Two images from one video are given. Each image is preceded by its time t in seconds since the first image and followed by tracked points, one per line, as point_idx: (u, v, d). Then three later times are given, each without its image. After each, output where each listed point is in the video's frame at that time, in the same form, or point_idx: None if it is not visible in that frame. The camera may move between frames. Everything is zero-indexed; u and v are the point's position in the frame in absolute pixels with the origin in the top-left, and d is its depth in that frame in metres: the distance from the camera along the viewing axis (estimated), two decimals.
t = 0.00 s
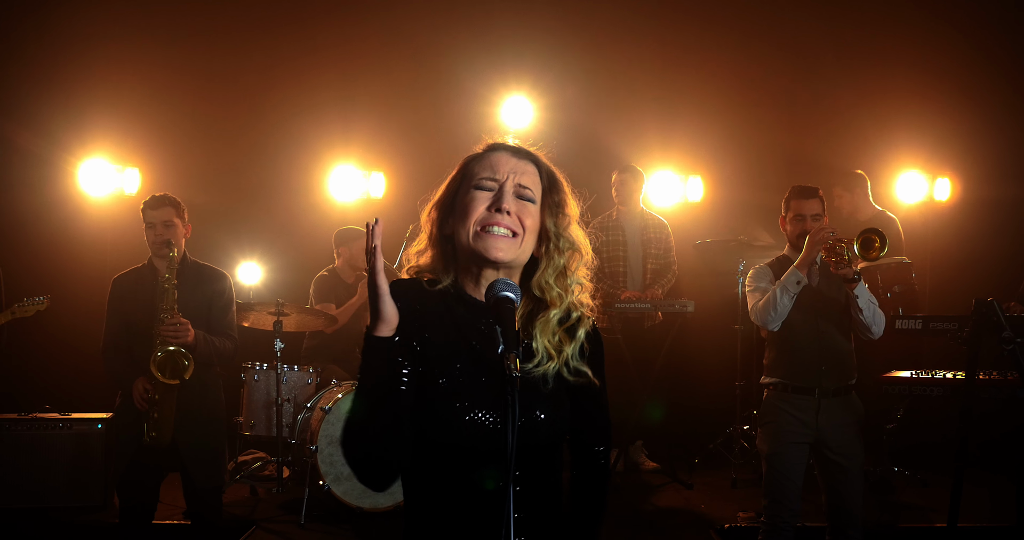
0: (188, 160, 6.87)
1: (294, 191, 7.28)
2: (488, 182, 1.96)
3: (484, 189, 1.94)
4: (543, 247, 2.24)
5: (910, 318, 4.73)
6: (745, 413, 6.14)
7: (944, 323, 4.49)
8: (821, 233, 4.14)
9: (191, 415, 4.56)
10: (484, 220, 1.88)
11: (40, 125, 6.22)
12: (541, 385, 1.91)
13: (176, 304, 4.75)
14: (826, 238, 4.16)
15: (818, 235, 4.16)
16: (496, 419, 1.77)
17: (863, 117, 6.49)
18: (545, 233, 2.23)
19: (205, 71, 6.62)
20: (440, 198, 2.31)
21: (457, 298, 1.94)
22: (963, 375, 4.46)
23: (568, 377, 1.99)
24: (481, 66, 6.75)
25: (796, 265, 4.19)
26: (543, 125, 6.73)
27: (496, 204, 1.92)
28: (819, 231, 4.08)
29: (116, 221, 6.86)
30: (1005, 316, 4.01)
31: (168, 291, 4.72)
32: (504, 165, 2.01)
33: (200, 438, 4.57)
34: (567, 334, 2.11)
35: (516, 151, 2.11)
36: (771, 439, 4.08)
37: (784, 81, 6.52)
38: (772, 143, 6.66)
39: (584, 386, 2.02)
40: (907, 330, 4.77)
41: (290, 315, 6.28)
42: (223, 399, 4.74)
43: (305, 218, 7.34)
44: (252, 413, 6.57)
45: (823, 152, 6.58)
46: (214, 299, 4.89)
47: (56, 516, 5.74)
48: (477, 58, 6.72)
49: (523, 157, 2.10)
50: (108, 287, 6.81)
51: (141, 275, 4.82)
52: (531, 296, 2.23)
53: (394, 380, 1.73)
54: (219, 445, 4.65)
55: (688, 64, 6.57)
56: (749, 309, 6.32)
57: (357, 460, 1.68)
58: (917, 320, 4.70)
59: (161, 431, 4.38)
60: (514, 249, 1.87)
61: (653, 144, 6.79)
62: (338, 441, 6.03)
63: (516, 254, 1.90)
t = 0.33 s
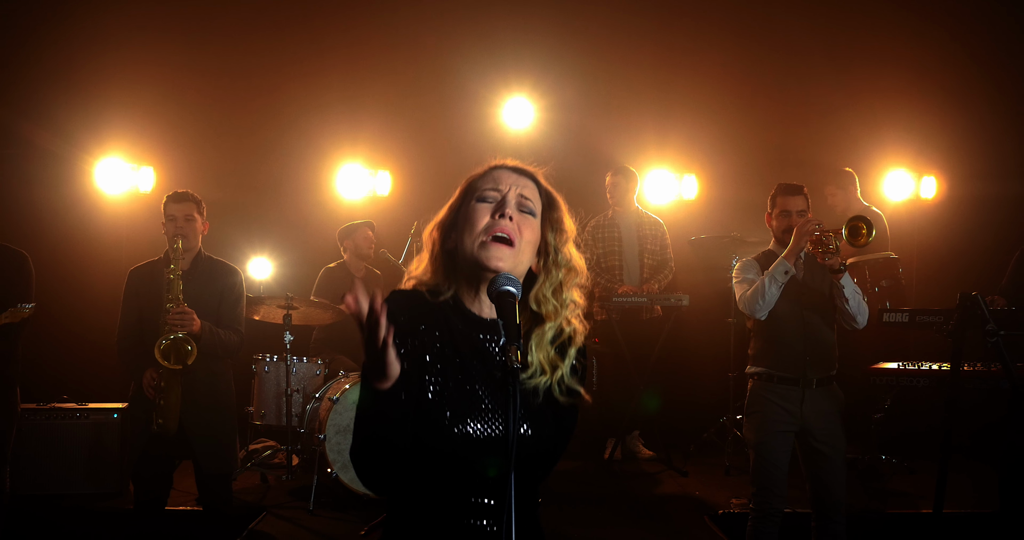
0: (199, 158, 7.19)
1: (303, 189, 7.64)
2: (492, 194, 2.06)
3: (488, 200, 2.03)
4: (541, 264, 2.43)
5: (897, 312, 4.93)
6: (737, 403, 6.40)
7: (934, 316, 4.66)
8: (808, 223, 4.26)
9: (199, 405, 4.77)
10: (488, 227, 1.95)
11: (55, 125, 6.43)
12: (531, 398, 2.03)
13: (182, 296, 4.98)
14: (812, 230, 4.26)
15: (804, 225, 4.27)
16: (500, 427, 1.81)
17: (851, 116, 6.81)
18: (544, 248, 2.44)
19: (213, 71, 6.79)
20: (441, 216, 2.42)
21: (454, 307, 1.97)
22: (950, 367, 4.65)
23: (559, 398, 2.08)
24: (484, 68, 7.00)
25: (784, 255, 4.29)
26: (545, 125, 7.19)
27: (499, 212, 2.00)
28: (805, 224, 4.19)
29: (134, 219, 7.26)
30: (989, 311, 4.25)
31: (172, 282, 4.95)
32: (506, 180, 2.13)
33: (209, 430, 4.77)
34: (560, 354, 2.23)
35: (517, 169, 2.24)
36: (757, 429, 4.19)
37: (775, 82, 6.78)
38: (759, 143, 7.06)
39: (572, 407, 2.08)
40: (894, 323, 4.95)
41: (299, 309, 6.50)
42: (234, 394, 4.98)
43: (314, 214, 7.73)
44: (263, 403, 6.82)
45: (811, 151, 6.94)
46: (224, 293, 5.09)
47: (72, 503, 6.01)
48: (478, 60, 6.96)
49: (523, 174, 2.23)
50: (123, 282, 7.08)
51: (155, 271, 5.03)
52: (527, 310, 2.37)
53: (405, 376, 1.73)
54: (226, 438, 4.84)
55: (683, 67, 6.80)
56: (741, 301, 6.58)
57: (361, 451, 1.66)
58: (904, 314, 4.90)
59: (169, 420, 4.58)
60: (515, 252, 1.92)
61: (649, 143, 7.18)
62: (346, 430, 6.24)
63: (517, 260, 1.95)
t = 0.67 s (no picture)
0: (211, 158, 7.47)
1: (311, 187, 7.96)
2: (484, 187, 1.99)
3: (480, 194, 1.97)
4: (536, 248, 2.37)
5: (884, 306, 5.14)
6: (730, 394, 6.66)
7: (920, 310, 4.84)
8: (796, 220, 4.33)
9: (212, 392, 4.98)
10: (484, 221, 1.90)
11: (72, 124, 6.65)
12: (536, 379, 2.09)
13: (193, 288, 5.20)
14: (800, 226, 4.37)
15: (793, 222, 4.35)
16: (503, 409, 1.83)
17: (840, 114, 7.10)
18: (538, 234, 2.37)
19: (227, 73, 7.10)
20: (438, 208, 2.36)
21: (459, 298, 1.99)
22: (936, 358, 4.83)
23: (560, 380, 2.14)
24: (486, 69, 7.28)
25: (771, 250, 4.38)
26: (545, 125, 7.46)
27: (493, 205, 1.94)
28: (792, 221, 4.31)
29: (147, 215, 7.49)
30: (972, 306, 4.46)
31: (183, 273, 5.17)
32: (498, 171, 2.05)
33: (221, 418, 4.98)
34: (560, 339, 2.29)
35: (507, 158, 2.15)
36: (746, 419, 4.26)
37: (765, 84, 7.08)
38: (749, 143, 7.35)
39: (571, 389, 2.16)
40: (882, 316, 5.17)
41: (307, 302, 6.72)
42: (243, 384, 5.19)
43: (322, 212, 8.06)
44: (273, 394, 6.98)
45: (801, 150, 7.24)
46: (237, 286, 5.32)
47: (87, 490, 6.24)
48: (481, 61, 7.22)
49: (515, 163, 2.15)
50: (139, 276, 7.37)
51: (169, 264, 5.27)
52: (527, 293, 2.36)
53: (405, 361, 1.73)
54: (238, 427, 5.07)
55: (676, 68, 7.11)
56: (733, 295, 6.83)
57: (364, 440, 1.68)
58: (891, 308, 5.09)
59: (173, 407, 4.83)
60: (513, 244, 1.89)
61: (645, 143, 7.46)
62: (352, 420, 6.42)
63: (515, 252, 1.92)
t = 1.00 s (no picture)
0: (223, 159, 7.72)
1: (318, 185, 8.24)
2: (468, 205, 2.22)
3: (466, 213, 2.19)
4: (533, 252, 2.50)
5: (874, 301, 5.29)
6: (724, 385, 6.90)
7: (908, 304, 5.02)
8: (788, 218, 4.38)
9: (227, 383, 5.23)
10: (472, 236, 2.11)
11: (88, 125, 6.96)
12: (546, 380, 2.12)
13: (208, 288, 5.42)
14: (792, 223, 4.45)
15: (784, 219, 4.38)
16: (503, 419, 1.92)
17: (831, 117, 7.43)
18: (531, 239, 2.48)
19: (239, 77, 7.38)
20: (439, 235, 2.61)
21: (467, 317, 2.07)
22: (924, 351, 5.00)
23: (572, 379, 2.18)
24: (488, 71, 7.55)
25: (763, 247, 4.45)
26: (545, 126, 7.76)
27: (479, 220, 2.15)
28: (785, 217, 4.36)
29: (161, 214, 7.74)
30: (959, 300, 4.63)
31: (199, 275, 5.41)
32: (478, 188, 2.28)
33: (239, 409, 5.23)
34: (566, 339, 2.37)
35: (487, 175, 2.38)
36: (744, 409, 4.38)
37: (756, 86, 7.40)
38: (742, 141, 7.64)
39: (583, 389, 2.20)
40: (871, 310, 5.34)
41: (316, 297, 6.91)
42: (262, 376, 5.44)
43: (330, 210, 8.36)
44: (281, 386, 7.19)
45: (792, 151, 7.54)
46: (252, 282, 5.55)
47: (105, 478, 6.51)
48: (484, 65, 7.51)
49: (494, 177, 2.38)
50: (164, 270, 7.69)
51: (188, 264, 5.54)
52: (530, 295, 2.50)
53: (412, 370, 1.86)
54: (255, 416, 5.31)
55: (673, 71, 7.41)
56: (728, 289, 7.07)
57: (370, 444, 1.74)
58: (881, 302, 5.24)
59: (189, 402, 5.05)
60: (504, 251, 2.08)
61: (643, 143, 7.75)
62: (359, 410, 6.58)
63: (507, 258, 2.11)
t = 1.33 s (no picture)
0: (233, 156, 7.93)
1: (327, 184, 8.39)
2: (484, 213, 2.35)
3: (483, 220, 2.32)
4: (540, 255, 2.57)
5: (864, 295, 5.43)
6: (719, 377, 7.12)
7: (896, 298, 5.18)
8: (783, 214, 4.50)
9: (237, 372, 5.47)
10: (491, 243, 2.25)
11: (103, 127, 7.26)
12: (548, 379, 2.23)
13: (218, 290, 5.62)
14: (787, 219, 4.58)
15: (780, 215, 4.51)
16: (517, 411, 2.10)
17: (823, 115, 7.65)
18: (540, 243, 2.57)
19: (249, 78, 7.64)
20: (439, 236, 2.71)
21: (469, 321, 2.32)
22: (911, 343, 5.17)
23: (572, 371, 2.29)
24: (490, 73, 7.81)
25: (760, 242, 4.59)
26: (546, 126, 7.96)
27: (497, 229, 2.29)
28: (780, 213, 4.52)
29: (173, 212, 7.93)
30: (947, 294, 4.76)
31: (212, 281, 5.62)
32: (494, 195, 2.40)
33: (253, 399, 5.49)
34: (569, 333, 2.44)
35: (498, 181, 2.51)
36: (739, 401, 4.57)
37: (750, 86, 7.66)
38: (737, 140, 7.83)
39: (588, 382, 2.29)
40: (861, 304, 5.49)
41: (323, 291, 7.13)
42: (273, 368, 5.65)
43: (336, 207, 8.50)
44: (290, 378, 7.44)
45: (784, 150, 7.76)
46: (264, 279, 5.75)
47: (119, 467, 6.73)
48: (486, 67, 7.77)
49: (505, 183, 2.52)
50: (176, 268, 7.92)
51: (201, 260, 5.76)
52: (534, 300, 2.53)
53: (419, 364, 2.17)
54: (268, 406, 5.56)
55: (669, 74, 7.68)
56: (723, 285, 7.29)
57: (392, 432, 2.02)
58: (871, 296, 5.39)
59: (202, 402, 5.31)
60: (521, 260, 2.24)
61: (639, 143, 7.92)
62: (365, 401, 6.76)
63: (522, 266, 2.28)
